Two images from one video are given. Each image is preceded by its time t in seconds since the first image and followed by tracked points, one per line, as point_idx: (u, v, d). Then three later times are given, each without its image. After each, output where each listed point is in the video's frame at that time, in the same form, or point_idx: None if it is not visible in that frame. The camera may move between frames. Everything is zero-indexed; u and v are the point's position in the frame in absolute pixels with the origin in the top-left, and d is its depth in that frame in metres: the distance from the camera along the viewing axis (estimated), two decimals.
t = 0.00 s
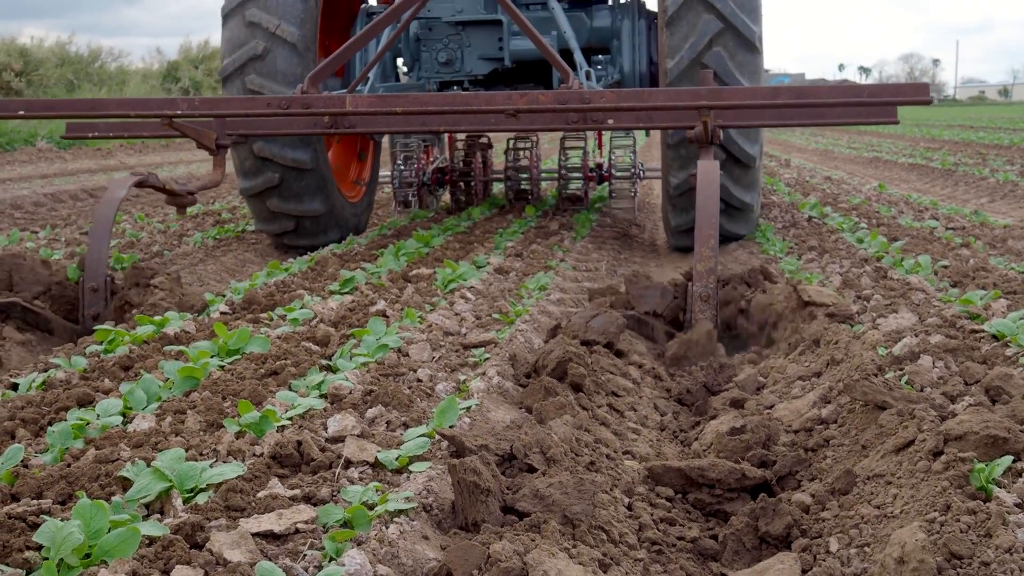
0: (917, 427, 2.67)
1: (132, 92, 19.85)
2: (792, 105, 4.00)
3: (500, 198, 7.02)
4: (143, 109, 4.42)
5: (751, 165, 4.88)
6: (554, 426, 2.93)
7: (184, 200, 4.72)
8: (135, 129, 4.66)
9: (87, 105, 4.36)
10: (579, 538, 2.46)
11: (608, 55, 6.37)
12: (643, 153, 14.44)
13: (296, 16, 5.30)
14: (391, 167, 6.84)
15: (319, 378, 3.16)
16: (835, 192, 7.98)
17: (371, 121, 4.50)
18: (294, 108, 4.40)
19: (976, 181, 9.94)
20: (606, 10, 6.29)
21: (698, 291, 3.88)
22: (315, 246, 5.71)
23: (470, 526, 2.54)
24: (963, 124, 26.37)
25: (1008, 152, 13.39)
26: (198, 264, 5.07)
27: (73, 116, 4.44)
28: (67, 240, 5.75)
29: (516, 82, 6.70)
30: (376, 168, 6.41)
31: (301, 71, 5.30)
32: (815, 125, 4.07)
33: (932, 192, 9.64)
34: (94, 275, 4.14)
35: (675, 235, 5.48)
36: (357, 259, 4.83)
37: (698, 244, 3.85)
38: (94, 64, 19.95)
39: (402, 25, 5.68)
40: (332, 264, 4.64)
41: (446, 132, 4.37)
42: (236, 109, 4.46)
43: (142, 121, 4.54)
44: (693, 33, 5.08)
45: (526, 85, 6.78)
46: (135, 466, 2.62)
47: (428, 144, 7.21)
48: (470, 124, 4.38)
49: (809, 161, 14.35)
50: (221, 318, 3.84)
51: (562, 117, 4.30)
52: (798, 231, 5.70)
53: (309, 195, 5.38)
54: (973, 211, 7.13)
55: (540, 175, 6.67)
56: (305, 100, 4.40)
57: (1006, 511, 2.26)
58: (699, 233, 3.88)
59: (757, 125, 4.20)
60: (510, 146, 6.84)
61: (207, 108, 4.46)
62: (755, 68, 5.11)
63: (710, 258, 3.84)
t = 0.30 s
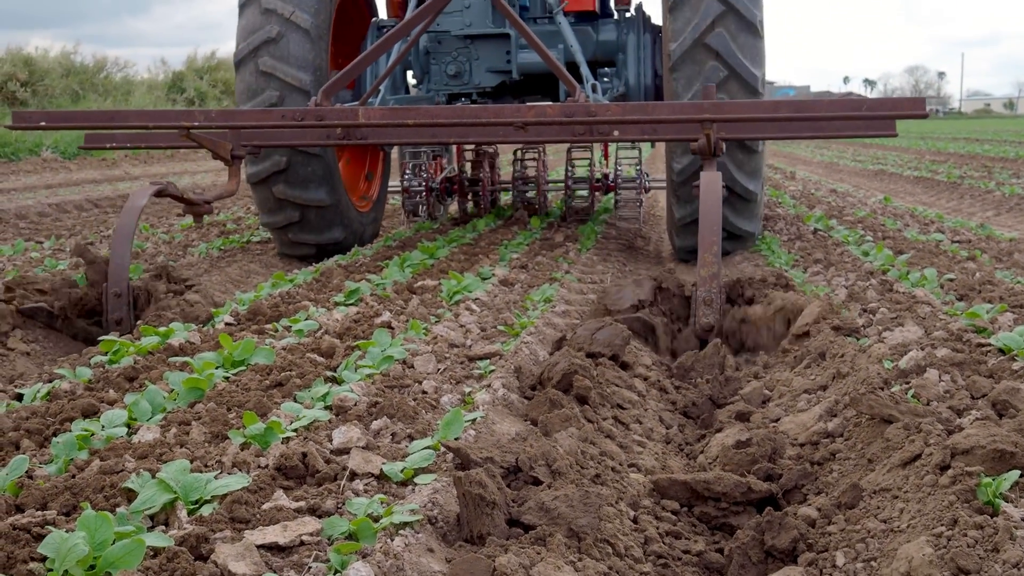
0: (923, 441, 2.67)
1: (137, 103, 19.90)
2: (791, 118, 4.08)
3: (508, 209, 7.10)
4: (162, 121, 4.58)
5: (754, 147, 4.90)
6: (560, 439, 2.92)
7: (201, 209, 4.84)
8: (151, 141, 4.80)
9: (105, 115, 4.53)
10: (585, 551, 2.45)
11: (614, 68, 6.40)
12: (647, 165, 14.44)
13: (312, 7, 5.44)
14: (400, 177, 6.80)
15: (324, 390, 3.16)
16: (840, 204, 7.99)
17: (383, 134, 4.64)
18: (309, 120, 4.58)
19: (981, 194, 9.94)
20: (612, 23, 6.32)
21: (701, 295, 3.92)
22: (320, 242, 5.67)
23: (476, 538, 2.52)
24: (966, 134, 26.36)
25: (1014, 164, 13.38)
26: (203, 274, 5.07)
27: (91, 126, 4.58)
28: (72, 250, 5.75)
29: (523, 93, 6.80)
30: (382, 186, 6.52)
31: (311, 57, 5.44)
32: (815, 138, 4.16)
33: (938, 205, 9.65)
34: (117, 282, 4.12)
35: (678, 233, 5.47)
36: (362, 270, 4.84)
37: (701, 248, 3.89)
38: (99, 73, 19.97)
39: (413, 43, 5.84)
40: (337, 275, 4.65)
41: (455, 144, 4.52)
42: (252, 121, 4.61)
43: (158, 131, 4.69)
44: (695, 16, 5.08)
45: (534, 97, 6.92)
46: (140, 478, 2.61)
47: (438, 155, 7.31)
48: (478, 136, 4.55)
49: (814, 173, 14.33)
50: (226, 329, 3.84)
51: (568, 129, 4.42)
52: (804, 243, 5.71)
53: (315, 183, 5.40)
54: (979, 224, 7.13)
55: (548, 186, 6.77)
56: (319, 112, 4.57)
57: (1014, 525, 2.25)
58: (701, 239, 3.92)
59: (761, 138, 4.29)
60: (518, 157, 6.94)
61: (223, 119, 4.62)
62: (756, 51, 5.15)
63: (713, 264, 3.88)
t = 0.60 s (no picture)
0: (923, 452, 2.67)
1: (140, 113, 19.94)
2: (789, 129, 4.09)
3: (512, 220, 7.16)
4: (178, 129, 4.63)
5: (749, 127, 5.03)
6: (560, 450, 2.92)
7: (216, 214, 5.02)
8: (166, 148, 4.86)
9: (124, 124, 4.57)
10: (585, 561, 2.44)
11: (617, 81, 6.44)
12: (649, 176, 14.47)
13: None
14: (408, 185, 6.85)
15: (325, 400, 3.16)
16: (841, 216, 8.01)
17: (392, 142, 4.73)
18: (321, 129, 4.65)
19: (983, 206, 9.95)
20: (616, 37, 6.36)
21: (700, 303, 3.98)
22: (321, 233, 5.69)
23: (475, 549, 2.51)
24: (967, 147, 26.41)
25: (1014, 177, 13.41)
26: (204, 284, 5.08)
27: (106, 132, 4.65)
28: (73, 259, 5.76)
29: (528, 105, 6.84)
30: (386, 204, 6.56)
31: (324, 43, 5.60)
32: (811, 148, 4.17)
33: (939, 217, 9.67)
34: (135, 283, 4.37)
35: (680, 229, 5.49)
36: (363, 280, 4.85)
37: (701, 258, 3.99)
38: (101, 83, 19.96)
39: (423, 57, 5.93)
40: (338, 285, 4.66)
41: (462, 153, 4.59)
42: (266, 130, 4.68)
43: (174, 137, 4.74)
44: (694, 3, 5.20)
45: (538, 109, 6.96)
46: (140, 487, 2.61)
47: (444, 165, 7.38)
48: (485, 146, 4.59)
49: (815, 185, 14.36)
50: (227, 339, 3.85)
51: (572, 139, 4.53)
52: (804, 255, 5.72)
53: (320, 168, 5.44)
54: (980, 236, 7.14)
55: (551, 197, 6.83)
56: (331, 121, 4.63)
57: (1013, 537, 2.24)
58: (701, 248, 4.00)
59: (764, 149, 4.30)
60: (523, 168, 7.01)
61: (238, 128, 4.66)
62: (754, 37, 5.24)
63: (712, 271, 3.98)
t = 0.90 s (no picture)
0: (921, 462, 2.66)
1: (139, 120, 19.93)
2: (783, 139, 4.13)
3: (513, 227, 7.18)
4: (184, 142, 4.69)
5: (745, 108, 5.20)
6: (558, 459, 2.92)
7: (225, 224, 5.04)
8: (175, 161, 4.93)
9: (133, 138, 4.67)
10: (583, 571, 2.43)
11: (616, 91, 6.46)
12: (648, 185, 14.48)
13: None
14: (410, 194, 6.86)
15: (322, 409, 3.15)
16: (839, 225, 8.02)
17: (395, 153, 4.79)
18: (326, 141, 4.68)
19: (980, 215, 9.97)
20: (613, 48, 6.38)
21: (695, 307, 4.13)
22: (320, 222, 5.67)
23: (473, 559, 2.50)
24: (966, 156, 26.41)
25: (1012, 186, 13.43)
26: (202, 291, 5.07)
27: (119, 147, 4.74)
28: (71, 267, 5.75)
29: (528, 114, 6.84)
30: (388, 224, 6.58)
31: (330, 34, 5.69)
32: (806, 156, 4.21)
33: (937, 226, 9.68)
34: (148, 287, 4.39)
35: (679, 219, 5.41)
36: (361, 288, 4.85)
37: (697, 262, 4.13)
38: (100, 90, 19.94)
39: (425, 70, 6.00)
40: (336, 293, 4.66)
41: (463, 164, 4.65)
42: (274, 141, 4.72)
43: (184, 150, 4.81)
44: None
45: (538, 118, 6.98)
46: (137, 495, 2.60)
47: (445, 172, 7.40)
48: (486, 157, 4.64)
49: (814, 193, 14.36)
50: (225, 347, 3.85)
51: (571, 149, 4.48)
52: (802, 264, 5.72)
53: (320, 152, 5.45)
54: (977, 246, 7.15)
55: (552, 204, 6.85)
56: (336, 134, 4.66)
57: (1012, 547, 2.24)
58: (697, 253, 4.14)
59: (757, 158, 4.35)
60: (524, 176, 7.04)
61: (245, 141, 4.73)
62: (748, 22, 5.33)
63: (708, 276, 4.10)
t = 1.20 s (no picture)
0: (922, 472, 2.66)
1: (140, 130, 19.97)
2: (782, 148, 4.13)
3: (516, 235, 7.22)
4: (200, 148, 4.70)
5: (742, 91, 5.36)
6: (558, 468, 2.91)
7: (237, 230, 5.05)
8: (187, 167, 4.93)
9: (148, 144, 4.64)
10: None
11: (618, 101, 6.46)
12: (648, 194, 14.49)
13: None
14: (414, 202, 6.91)
15: (322, 417, 3.15)
16: (840, 234, 8.02)
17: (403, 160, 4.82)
18: (336, 149, 4.69)
19: (981, 225, 9.97)
20: (616, 58, 6.42)
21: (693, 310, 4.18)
22: (322, 205, 5.67)
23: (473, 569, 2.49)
24: (966, 166, 26.42)
25: (1012, 197, 13.44)
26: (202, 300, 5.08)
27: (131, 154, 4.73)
28: (71, 276, 5.75)
29: (531, 124, 6.87)
30: (390, 236, 6.51)
31: (342, 22, 5.87)
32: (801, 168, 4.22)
33: (937, 235, 9.69)
34: (165, 290, 4.54)
35: (678, 204, 5.36)
36: (362, 297, 4.86)
37: (697, 267, 4.22)
38: (101, 100, 19.97)
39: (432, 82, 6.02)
40: (337, 303, 4.66)
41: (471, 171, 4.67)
42: (285, 150, 4.72)
43: (197, 156, 4.82)
44: None
45: (541, 127, 6.99)
46: (136, 505, 2.60)
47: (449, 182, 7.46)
48: (492, 164, 4.69)
49: (814, 203, 14.35)
50: (225, 355, 3.85)
51: (575, 158, 4.51)
52: (803, 273, 5.72)
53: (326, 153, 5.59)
54: (978, 255, 7.16)
55: (554, 211, 6.89)
56: (346, 142, 4.69)
57: (1014, 558, 2.23)
58: (696, 259, 4.25)
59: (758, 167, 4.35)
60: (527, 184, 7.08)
61: (256, 149, 4.71)
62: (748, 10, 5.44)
63: (707, 281, 4.20)
